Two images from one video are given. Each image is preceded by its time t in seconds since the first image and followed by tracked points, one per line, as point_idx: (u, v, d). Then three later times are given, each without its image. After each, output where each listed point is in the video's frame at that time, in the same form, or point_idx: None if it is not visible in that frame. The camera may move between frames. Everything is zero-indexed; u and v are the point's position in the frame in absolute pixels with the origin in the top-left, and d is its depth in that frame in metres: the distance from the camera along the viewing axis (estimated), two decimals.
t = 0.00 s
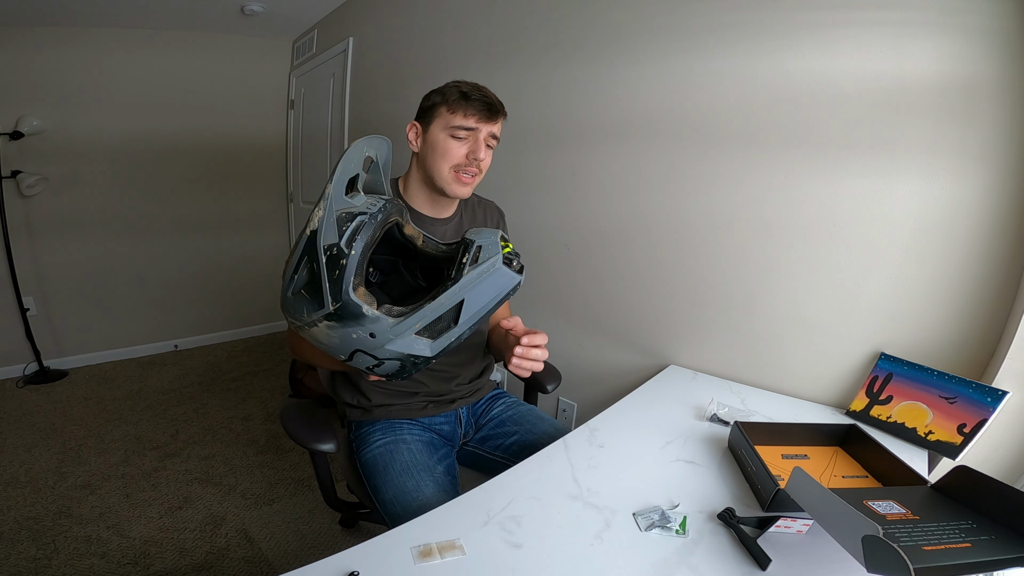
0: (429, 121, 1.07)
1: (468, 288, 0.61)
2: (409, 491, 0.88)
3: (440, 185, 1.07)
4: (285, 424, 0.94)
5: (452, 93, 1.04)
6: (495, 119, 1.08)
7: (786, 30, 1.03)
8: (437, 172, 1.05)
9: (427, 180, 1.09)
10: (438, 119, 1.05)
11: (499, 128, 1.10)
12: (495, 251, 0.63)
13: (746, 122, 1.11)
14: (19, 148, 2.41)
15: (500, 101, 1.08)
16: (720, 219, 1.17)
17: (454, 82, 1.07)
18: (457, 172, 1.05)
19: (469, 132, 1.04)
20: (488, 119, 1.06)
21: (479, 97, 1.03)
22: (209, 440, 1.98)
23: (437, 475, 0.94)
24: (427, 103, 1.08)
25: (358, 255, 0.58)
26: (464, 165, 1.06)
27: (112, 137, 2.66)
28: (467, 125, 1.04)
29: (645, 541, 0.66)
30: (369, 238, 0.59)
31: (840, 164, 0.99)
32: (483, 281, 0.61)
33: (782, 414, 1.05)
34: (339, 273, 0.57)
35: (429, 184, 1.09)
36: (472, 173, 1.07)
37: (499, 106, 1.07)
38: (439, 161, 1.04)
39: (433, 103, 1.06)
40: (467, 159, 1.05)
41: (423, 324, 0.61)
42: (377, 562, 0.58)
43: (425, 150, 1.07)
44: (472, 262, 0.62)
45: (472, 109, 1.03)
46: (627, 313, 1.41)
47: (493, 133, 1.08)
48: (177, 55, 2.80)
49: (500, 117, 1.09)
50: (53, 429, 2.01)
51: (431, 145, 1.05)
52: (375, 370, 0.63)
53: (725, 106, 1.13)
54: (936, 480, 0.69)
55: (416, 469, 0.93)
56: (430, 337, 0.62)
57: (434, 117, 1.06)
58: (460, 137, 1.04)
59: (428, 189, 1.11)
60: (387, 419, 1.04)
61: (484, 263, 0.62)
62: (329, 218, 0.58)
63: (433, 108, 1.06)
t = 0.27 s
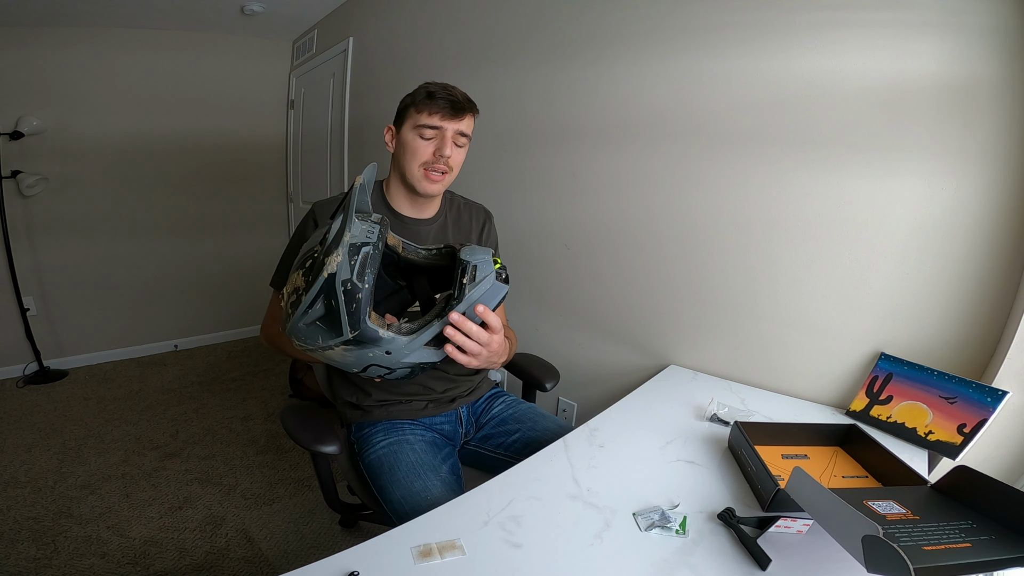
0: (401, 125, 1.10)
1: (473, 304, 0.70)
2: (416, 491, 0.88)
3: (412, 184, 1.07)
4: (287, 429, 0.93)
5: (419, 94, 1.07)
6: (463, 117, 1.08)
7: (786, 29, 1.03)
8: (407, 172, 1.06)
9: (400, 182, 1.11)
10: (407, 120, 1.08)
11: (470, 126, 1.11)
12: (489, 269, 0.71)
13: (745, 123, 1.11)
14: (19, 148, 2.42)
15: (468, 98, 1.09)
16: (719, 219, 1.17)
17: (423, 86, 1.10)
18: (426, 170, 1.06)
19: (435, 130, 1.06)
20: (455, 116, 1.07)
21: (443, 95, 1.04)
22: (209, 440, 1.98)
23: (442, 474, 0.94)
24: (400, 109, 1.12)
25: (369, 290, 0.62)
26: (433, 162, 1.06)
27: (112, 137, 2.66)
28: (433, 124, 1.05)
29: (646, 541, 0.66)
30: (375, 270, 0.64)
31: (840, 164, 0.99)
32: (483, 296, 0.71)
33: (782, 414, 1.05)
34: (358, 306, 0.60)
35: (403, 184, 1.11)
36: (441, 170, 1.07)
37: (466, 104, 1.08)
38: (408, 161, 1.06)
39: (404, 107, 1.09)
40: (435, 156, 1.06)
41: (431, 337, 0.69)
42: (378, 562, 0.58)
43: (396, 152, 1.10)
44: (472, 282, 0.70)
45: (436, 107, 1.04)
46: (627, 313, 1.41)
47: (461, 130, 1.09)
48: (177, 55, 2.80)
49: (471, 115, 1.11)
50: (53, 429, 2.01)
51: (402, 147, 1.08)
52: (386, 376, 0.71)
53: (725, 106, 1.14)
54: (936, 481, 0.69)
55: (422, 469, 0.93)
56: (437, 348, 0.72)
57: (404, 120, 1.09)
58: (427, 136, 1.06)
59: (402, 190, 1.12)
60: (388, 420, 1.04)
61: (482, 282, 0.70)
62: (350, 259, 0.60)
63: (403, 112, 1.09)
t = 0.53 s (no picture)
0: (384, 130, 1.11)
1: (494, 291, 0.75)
2: (412, 492, 0.88)
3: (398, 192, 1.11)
4: (285, 428, 0.93)
5: (395, 99, 1.05)
6: (440, 119, 1.06)
7: (785, 29, 1.03)
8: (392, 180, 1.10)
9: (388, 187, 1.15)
10: (387, 127, 1.08)
11: (449, 127, 1.08)
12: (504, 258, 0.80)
13: (745, 123, 1.11)
14: (19, 148, 2.42)
15: (444, 98, 1.05)
16: (719, 219, 1.17)
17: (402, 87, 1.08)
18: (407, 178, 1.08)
19: (411, 137, 1.05)
20: (430, 121, 1.04)
21: (415, 100, 1.02)
22: (209, 440, 1.98)
23: (441, 474, 0.94)
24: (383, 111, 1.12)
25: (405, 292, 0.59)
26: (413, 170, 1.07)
27: (112, 137, 2.67)
28: (409, 131, 1.05)
29: (645, 541, 0.66)
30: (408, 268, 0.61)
31: (839, 164, 0.99)
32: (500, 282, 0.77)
33: (782, 414, 1.05)
34: (398, 307, 0.58)
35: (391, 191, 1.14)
36: (421, 176, 1.07)
37: (442, 106, 1.05)
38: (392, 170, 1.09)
39: (384, 111, 1.09)
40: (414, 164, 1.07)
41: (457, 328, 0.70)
42: (377, 562, 0.58)
43: (383, 156, 1.13)
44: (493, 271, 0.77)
45: (411, 114, 1.03)
46: (627, 313, 1.41)
47: (438, 135, 1.07)
48: (177, 55, 2.80)
49: (450, 115, 1.08)
50: (53, 429, 2.01)
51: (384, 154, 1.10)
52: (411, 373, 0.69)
53: (725, 106, 1.14)
54: (936, 480, 0.69)
55: (419, 470, 0.93)
56: (461, 338, 0.72)
57: (385, 126, 1.09)
58: (404, 143, 1.06)
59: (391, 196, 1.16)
60: (387, 420, 1.04)
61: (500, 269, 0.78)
62: (394, 262, 0.58)
63: (385, 116, 1.09)
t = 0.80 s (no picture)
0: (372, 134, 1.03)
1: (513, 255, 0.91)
2: (411, 492, 0.88)
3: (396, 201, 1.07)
4: (286, 428, 0.93)
5: (384, 103, 0.97)
6: (435, 124, 0.98)
7: (785, 29, 1.03)
8: (389, 189, 1.05)
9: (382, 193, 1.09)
10: (377, 132, 1.00)
11: (445, 130, 1.02)
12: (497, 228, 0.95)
13: (744, 123, 1.11)
14: (19, 148, 2.41)
15: (437, 99, 0.97)
16: (719, 219, 1.18)
17: (388, 86, 0.99)
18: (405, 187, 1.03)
19: (405, 146, 0.98)
20: (425, 127, 0.97)
21: (409, 107, 0.94)
22: (209, 440, 1.98)
23: (439, 474, 0.94)
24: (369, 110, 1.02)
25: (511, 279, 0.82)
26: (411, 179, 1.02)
27: (112, 137, 2.67)
28: (403, 139, 0.98)
29: (645, 541, 0.66)
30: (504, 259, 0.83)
31: (840, 163, 0.99)
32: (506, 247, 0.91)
33: (782, 414, 1.05)
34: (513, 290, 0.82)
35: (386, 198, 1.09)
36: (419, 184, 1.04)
37: (436, 111, 0.97)
38: (388, 180, 1.03)
39: (371, 113, 1.00)
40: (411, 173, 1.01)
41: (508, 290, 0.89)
42: (378, 562, 0.58)
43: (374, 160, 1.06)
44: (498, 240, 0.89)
45: (404, 122, 0.95)
46: (627, 314, 1.41)
47: (434, 141, 1.00)
48: (177, 55, 2.80)
49: (444, 116, 1.00)
50: (53, 429, 2.01)
51: (376, 162, 1.02)
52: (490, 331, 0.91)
53: (725, 106, 1.14)
54: (936, 480, 0.69)
55: (418, 471, 0.93)
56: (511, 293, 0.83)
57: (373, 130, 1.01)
58: (398, 151, 1.00)
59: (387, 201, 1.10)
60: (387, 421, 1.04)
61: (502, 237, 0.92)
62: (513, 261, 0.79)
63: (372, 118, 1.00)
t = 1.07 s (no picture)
0: (379, 139, 0.99)
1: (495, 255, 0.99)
2: (410, 492, 0.88)
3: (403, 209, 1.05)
4: (287, 429, 0.93)
5: (397, 111, 0.93)
6: (450, 136, 0.96)
7: (785, 29, 1.03)
8: (397, 197, 1.03)
9: (387, 199, 1.07)
10: (387, 139, 0.97)
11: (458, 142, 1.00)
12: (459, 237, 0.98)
13: (743, 123, 1.11)
14: (19, 148, 2.42)
15: (452, 110, 0.94)
16: (719, 219, 1.18)
17: (401, 92, 0.95)
18: (414, 195, 1.02)
19: (418, 156, 0.96)
20: (439, 139, 0.95)
21: (425, 119, 0.92)
22: (209, 440, 1.98)
23: (438, 474, 0.94)
24: (377, 113, 0.98)
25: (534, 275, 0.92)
26: (421, 188, 1.01)
27: (112, 137, 2.67)
28: (416, 151, 0.95)
29: (645, 541, 0.66)
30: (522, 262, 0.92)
31: (840, 164, 1.00)
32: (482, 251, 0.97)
33: (782, 414, 1.05)
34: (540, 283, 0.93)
35: (392, 204, 1.07)
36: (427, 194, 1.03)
37: (451, 124, 0.95)
38: (396, 188, 1.01)
39: (381, 118, 0.96)
40: (421, 183, 1.00)
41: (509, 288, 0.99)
42: (378, 563, 0.58)
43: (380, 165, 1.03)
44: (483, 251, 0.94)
45: (419, 133, 0.93)
46: (627, 314, 1.41)
47: (446, 154, 0.99)
48: (177, 55, 2.81)
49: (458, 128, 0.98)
50: (53, 429, 2.01)
51: (386, 169, 0.99)
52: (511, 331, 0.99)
53: (725, 106, 1.14)
54: (936, 480, 0.69)
55: (418, 471, 0.93)
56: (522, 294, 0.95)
57: (383, 136, 0.97)
58: (409, 161, 0.98)
59: (391, 206, 1.09)
60: (387, 421, 1.05)
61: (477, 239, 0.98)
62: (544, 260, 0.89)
63: (382, 123, 0.96)
